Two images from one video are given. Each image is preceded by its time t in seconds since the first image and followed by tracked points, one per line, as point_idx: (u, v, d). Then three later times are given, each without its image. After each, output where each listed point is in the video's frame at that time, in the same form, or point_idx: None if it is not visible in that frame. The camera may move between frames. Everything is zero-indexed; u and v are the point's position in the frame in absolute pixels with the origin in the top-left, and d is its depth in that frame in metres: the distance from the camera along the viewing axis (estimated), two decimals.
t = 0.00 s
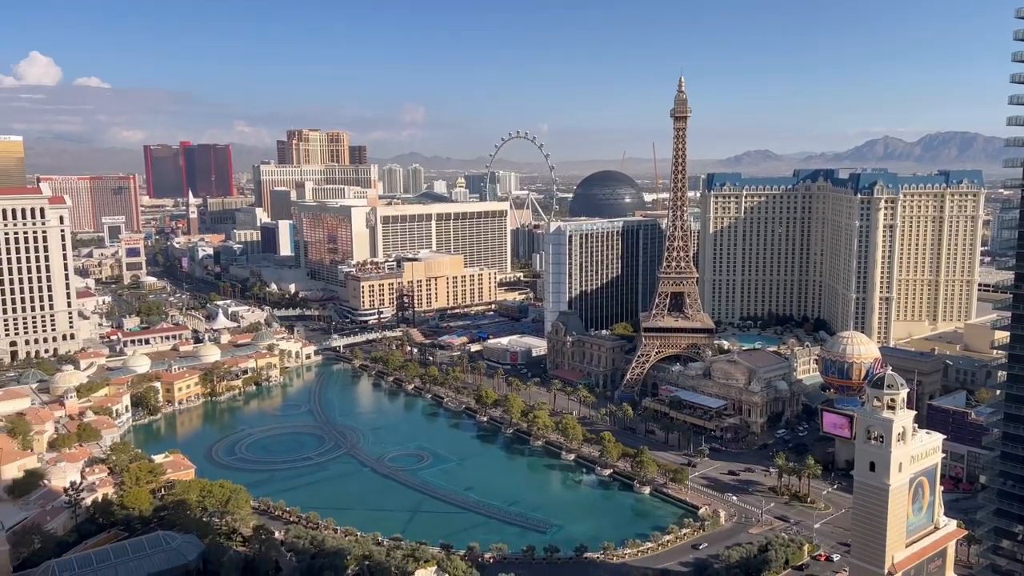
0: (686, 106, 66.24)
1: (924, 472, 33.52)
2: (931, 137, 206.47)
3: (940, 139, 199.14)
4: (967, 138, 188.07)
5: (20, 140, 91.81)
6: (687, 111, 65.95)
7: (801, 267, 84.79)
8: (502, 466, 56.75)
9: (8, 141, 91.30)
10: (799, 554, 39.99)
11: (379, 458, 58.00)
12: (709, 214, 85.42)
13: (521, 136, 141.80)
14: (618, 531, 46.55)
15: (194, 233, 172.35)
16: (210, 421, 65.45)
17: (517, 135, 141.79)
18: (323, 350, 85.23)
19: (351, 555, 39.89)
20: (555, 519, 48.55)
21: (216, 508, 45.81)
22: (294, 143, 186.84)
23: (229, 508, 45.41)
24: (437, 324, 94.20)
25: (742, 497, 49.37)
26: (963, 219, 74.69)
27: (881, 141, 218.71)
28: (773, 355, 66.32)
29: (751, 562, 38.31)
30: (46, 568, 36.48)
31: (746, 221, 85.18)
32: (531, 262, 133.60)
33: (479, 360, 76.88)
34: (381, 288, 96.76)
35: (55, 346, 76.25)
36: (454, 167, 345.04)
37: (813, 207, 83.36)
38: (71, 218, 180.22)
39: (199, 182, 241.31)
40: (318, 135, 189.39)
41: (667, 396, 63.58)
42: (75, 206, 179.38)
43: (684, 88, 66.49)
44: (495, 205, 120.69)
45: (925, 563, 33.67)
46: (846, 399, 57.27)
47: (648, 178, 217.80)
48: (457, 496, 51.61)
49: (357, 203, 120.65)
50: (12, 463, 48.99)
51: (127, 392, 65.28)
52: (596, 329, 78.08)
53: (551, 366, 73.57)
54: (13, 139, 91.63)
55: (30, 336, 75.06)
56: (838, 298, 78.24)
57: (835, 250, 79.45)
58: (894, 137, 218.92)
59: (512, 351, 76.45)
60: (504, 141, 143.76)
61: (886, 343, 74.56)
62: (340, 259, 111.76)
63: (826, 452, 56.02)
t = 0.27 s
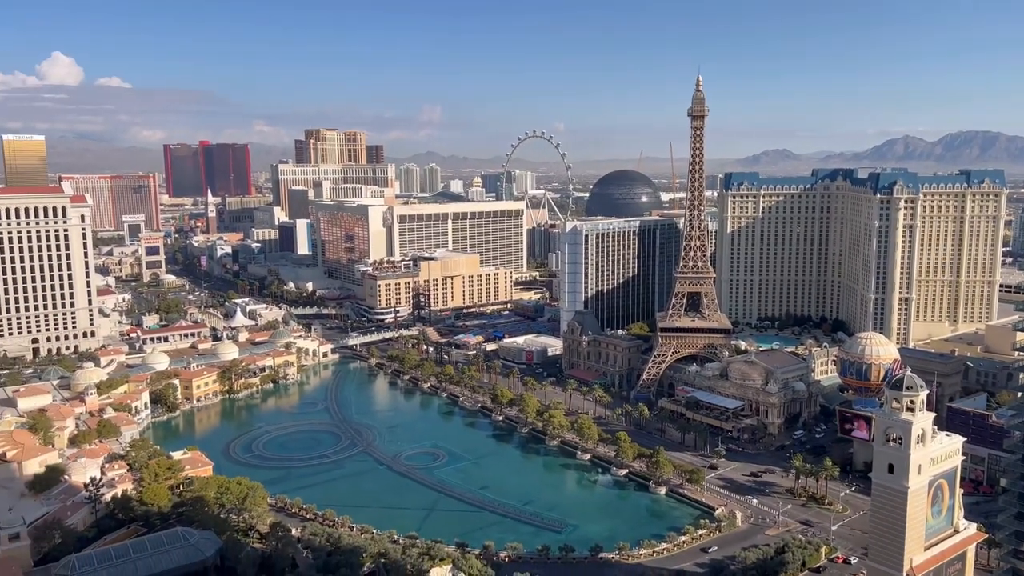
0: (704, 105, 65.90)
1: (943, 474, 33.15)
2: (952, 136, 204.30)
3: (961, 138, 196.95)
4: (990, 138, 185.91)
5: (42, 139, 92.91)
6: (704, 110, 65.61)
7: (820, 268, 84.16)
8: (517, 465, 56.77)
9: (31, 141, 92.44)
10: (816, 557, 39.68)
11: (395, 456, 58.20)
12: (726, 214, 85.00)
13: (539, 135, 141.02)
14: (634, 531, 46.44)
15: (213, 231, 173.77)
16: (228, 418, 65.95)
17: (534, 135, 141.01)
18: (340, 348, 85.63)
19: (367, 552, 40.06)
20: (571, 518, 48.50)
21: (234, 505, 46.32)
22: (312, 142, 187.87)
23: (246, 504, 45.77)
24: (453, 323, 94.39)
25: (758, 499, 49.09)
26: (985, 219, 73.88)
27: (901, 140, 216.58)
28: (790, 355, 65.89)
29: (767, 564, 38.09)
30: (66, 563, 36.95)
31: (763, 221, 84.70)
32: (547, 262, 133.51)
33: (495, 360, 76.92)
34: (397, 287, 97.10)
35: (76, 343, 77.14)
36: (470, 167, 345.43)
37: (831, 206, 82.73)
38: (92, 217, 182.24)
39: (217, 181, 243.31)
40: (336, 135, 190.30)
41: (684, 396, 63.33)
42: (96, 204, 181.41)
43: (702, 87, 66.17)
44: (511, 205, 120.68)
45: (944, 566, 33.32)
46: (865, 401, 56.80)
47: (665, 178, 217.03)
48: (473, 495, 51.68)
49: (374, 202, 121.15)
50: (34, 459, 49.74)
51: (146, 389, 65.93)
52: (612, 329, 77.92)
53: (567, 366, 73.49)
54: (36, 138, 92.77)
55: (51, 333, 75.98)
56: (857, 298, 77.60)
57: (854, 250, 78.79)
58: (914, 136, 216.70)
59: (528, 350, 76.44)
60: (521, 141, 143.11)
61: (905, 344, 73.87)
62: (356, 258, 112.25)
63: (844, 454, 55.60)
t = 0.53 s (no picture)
0: (721, 106, 65.54)
1: (963, 478, 32.75)
2: (973, 137, 202.02)
3: (983, 139, 194.60)
4: (1012, 139, 183.79)
5: (64, 139, 93.92)
6: (721, 111, 65.26)
7: (838, 269, 83.48)
8: (533, 466, 56.71)
9: (52, 141, 93.49)
10: (833, 561, 39.29)
11: (411, 456, 58.31)
12: (743, 215, 84.53)
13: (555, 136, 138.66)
14: (649, 533, 46.25)
15: (231, 231, 174.97)
16: (245, 417, 66.36)
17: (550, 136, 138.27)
18: (356, 348, 85.93)
19: (382, 552, 40.20)
20: (586, 520, 48.37)
21: (250, 503, 46.51)
22: (329, 143, 188.74)
23: (262, 503, 46.00)
24: (468, 323, 94.46)
25: (775, 502, 48.75)
26: (1006, 220, 73.07)
27: (921, 141, 214.40)
28: (807, 357, 65.39)
29: (784, 568, 37.83)
30: (84, 559, 37.31)
31: (781, 222, 84.16)
32: (563, 262, 133.29)
33: (510, 360, 76.89)
34: (413, 287, 97.33)
35: (96, 341, 77.91)
36: (486, 167, 345.63)
37: (850, 207, 82.06)
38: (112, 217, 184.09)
39: (236, 181, 245.06)
40: (353, 135, 191.10)
41: (700, 398, 63.02)
42: (116, 204, 183.25)
43: (719, 88, 65.83)
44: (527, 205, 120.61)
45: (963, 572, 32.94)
46: (883, 404, 56.27)
47: (682, 179, 216.11)
48: (488, 495, 51.68)
49: (390, 202, 121.54)
50: (54, 456, 50.28)
51: (164, 387, 66.48)
52: (628, 330, 77.69)
53: (582, 367, 73.35)
54: (57, 139, 93.80)
55: (71, 331, 76.77)
56: (876, 300, 76.93)
57: (873, 252, 78.09)
58: (935, 137, 214.40)
59: (543, 351, 76.35)
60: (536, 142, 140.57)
61: (925, 347, 73.10)
62: (373, 258, 112.64)
63: (862, 457, 55.10)
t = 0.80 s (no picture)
0: (738, 107, 65.24)
1: (982, 484, 32.40)
2: (994, 138, 199.77)
3: (1004, 141, 192.36)
4: None
5: (84, 141, 94.90)
6: (739, 112, 64.97)
7: (856, 272, 82.83)
8: (547, 468, 56.63)
9: (73, 143, 94.50)
10: (851, 566, 38.79)
11: (425, 457, 58.41)
12: (760, 217, 84.10)
13: (569, 136, 135.37)
14: (664, 536, 46.08)
15: (248, 232, 176.12)
16: (261, 417, 66.73)
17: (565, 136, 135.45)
18: (371, 349, 86.21)
19: (397, 552, 40.31)
20: (601, 522, 48.25)
21: (266, 503, 46.76)
22: (345, 144, 189.57)
23: (278, 503, 46.22)
24: (483, 325, 94.51)
25: (791, 505, 48.44)
26: None
27: (941, 143, 212.28)
28: (825, 361, 64.91)
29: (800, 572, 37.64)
30: (102, 557, 37.62)
31: (798, 224, 83.65)
32: (578, 264, 133.09)
33: (525, 362, 76.85)
34: (428, 288, 97.55)
35: (115, 341, 78.62)
36: (502, 169, 345.86)
37: (868, 210, 81.42)
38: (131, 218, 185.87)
39: (253, 182, 246.77)
40: (369, 137, 191.90)
41: (716, 401, 62.71)
42: (135, 205, 185.04)
43: (736, 89, 65.55)
44: (542, 207, 120.56)
45: None
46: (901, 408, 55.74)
47: (698, 180, 215.20)
48: (502, 497, 51.66)
49: (406, 203, 121.93)
50: (73, 454, 50.83)
51: (182, 387, 66.99)
52: (643, 332, 77.47)
53: (597, 369, 73.21)
54: (78, 140, 94.79)
55: (91, 331, 77.50)
56: (894, 303, 76.25)
57: (891, 255, 77.46)
58: (955, 139, 212.21)
59: (558, 352, 76.28)
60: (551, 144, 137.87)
61: (944, 351, 72.35)
62: (388, 259, 112.99)
63: (880, 461, 54.60)
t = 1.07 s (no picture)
0: (755, 110, 64.92)
1: (1002, 490, 32.00)
2: (1015, 142, 197.51)
3: None
4: None
5: (103, 143, 95.83)
6: (755, 115, 64.66)
7: (873, 276, 82.16)
8: (561, 471, 56.56)
9: (93, 145, 95.47)
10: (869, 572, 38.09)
11: (439, 459, 58.51)
12: (777, 220, 83.64)
13: (580, 140, 128.02)
14: (679, 541, 45.90)
15: (265, 234, 177.21)
16: (277, 418, 67.11)
17: (578, 139, 128.28)
18: (386, 351, 86.47)
19: (410, 554, 40.41)
20: (614, 526, 48.14)
21: (281, 503, 47.03)
22: (362, 147, 190.40)
23: (293, 503, 46.42)
24: (497, 327, 94.56)
25: (807, 511, 48.07)
26: None
27: (960, 146, 210.23)
28: (841, 365, 64.45)
29: None
30: (119, 556, 37.91)
31: (815, 227, 83.11)
32: (593, 267, 132.88)
33: (539, 365, 76.80)
34: (443, 291, 97.71)
35: (133, 342, 79.35)
36: (517, 172, 346.09)
37: (886, 213, 80.77)
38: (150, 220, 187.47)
39: (270, 185, 248.41)
40: (385, 140, 192.66)
41: (731, 405, 62.38)
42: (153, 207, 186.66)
43: (752, 92, 65.26)
44: (557, 209, 120.48)
45: None
46: (919, 413, 55.19)
47: (714, 183, 214.28)
48: (516, 499, 51.66)
49: (421, 206, 122.27)
50: (92, 454, 51.30)
51: (199, 387, 67.48)
52: (658, 335, 77.22)
53: (612, 372, 73.03)
54: (97, 142, 95.75)
55: (109, 331, 78.24)
56: (912, 307, 75.56)
57: (909, 259, 76.81)
58: (975, 142, 209.98)
59: (573, 355, 76.20)
60: (564, 147, 132.01)
61: (963, 356, 71.62)
62: (404, 261, 113.30)
63: (897, 467, 54.07)
